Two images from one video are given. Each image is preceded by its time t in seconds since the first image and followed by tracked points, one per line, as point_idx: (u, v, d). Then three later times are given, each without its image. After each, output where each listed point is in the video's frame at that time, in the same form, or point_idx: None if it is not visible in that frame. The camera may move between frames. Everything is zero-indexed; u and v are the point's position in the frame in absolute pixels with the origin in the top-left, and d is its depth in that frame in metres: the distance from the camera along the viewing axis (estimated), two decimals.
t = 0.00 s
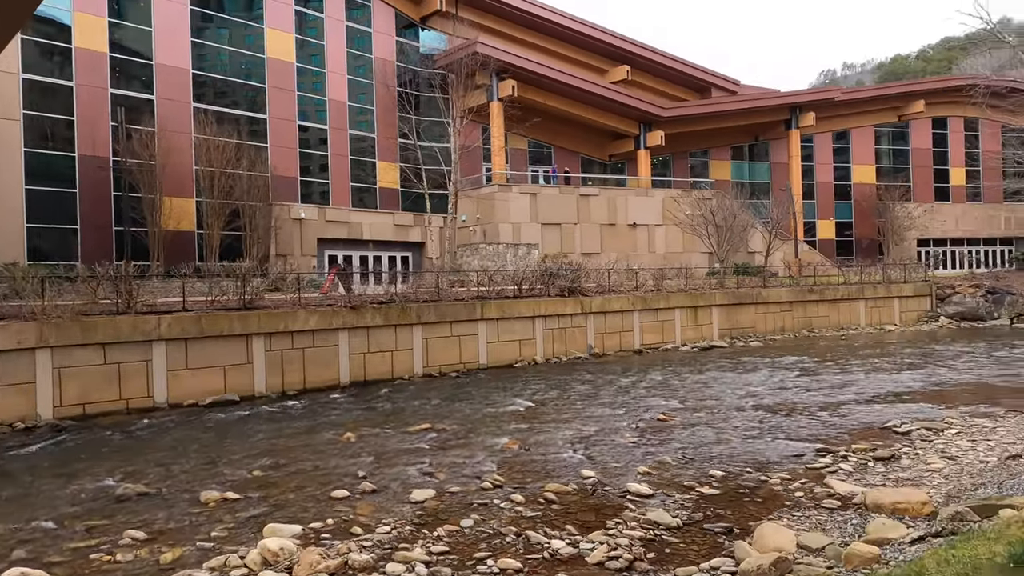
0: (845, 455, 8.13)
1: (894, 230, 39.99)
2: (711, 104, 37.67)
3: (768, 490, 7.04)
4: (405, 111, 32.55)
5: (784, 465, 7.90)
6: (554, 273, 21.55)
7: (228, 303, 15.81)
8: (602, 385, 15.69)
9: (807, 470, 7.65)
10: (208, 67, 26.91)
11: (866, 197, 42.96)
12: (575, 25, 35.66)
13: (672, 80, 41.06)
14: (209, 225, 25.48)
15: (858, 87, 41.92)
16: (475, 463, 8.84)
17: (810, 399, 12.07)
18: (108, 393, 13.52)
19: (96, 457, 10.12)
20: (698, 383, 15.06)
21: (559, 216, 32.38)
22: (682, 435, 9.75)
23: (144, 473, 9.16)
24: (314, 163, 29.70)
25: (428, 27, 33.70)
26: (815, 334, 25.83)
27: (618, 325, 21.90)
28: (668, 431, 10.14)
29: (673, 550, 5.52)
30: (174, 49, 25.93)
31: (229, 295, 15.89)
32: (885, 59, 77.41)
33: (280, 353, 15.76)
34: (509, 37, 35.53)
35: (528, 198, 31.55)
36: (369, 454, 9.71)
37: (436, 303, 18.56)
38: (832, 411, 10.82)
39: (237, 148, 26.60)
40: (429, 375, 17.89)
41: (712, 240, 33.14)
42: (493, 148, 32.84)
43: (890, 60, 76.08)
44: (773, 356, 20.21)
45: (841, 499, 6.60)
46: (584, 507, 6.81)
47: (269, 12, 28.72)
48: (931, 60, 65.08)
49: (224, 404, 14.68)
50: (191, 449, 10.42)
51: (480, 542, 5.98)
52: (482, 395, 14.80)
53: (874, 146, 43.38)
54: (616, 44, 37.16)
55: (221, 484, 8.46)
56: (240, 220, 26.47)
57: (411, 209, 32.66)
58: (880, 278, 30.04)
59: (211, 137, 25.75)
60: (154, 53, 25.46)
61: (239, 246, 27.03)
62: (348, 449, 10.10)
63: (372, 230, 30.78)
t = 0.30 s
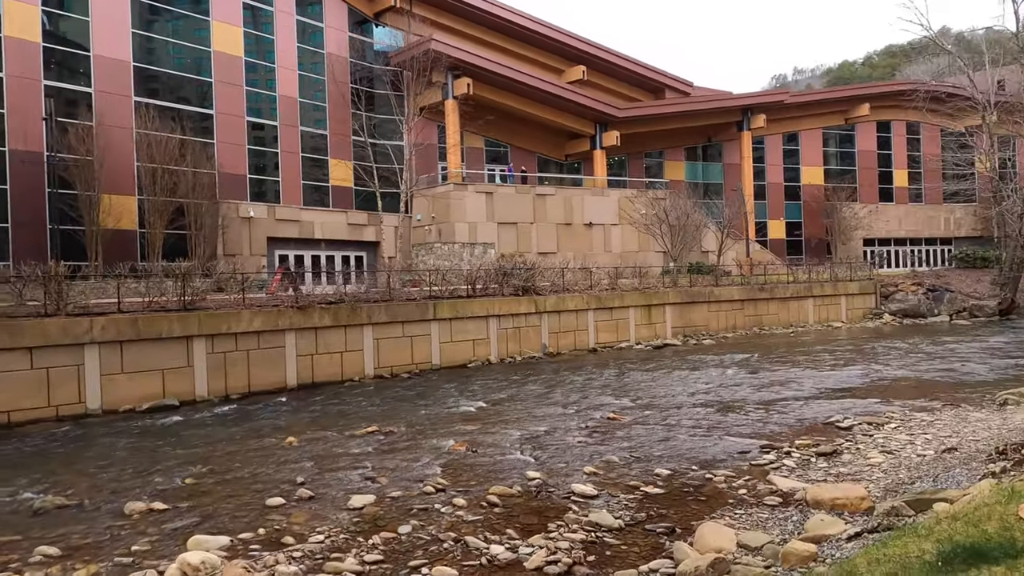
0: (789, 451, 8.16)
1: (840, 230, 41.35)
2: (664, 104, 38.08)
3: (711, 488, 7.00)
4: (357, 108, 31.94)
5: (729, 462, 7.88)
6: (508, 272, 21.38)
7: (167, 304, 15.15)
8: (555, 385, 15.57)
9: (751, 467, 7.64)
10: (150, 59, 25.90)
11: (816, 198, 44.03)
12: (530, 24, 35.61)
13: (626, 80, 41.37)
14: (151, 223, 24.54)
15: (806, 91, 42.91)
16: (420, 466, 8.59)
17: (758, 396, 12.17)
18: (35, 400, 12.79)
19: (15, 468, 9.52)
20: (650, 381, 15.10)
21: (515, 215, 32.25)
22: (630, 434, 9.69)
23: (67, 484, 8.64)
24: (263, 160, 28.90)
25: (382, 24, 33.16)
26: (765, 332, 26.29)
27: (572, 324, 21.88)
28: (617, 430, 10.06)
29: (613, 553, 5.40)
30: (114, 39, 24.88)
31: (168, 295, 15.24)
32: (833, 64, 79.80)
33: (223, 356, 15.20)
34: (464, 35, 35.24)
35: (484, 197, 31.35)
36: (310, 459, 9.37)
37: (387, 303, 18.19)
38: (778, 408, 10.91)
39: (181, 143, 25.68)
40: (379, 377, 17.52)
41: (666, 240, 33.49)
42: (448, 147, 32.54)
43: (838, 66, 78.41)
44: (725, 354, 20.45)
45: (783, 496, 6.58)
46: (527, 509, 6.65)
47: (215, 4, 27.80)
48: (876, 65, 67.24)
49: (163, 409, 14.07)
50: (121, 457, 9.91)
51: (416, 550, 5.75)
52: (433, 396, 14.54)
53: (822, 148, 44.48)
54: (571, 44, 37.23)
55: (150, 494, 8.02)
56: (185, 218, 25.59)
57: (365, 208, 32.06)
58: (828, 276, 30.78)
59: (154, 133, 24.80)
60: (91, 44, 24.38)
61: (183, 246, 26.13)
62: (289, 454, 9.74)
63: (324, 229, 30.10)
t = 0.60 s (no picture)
0: (767, 456, 8.00)
1: (825, 229, 41.54)
2: (649, 103, 37.97)
3: (686, 496, 6.81)
4: (339, 106, 31.54)
5: (705, 468, 7.71)
6: (490, 272, 21.14)
7: (137, 306, 14.77)
8: (535, 387, 15.36)
9: (727, 473, 7.47)
10: (125, 56, 25.34)
11: (800, 197, 44.27)
12: (514, 21, 35.37)
13: (611, 79, 41.22)
14: (126, 223, 24.06)
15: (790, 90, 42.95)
16: (389, 474, 8.34)
17: (738, 398, 12.02)
18: None
19: None
20: (630, 383, 14.95)
21: (499, 214, 32.00)
22: (607, 439, 9.49)
23: (21, 495, 8.30)
24: (243, 159, 28.45)
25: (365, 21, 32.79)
26: (749, 331, 26.23)
27: (555, 324, 21.69)
28: (594, 434, 9.86)
29: (580, 568, 5.18)
30: (87, 35, 24.31)
31: (139, 297, 14.86)
32: (819, 63, 80.29)
33: (196, 358, 14.85)
34: (447, 32, 34.91)
35: (468, 196, 31.08)
36: (278, 467, 9.09)
37: (366, 304, 17.89)
38: (757, 410, 10.76)
39: (157, 141, 25.19)
40: (358, 379, 17.23)
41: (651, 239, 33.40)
42: (432, 144, 32.27)
43: (823, 66, 78.75)
44: (708, 354, 20.32)
45: (757, 504, 6.40)
46: (495, 520, 6.42)
47: None
48: (861, 65, 67.63)
49: (132, 414, 13.70)
50: (82, 466, 9.57)
51: (375, 566, 5.50)
52: (411, 399, 14.30)
53: (806, 148, 44.58)
54: (556, 42, 37.02)
55: (107, 506, 7.71)
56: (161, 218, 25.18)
57: (348, 207, 31.61)
58: (812, 275, 30.79)
59: (129, 130, 24.26)
60: (64, 40, 23.82)
61: (160, 246, 25.66)
62: (256, 462, 9.45)
63: (305, 228, 29.71)
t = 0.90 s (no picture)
0: (741, 458, 7.86)
1: (807, 229, 41.74)
2: (632, 103, 37.90)
3: (656, 501, 6.63)
4: (319, 103, 31.14)
5: (677, 471, 7.55)
6: (470, 271, 20.89)
7: (104, 305, 14.39)
8: (513, 387, 15.16)
9: (700, 476, 7.31)
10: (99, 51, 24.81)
11: (783, 197, 44.44)
12: (497, 19, 35.14)
13: (595, 78, 41.12)
14: (99, 220, 23.59)
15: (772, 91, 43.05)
16: (355, 479, 8.10)
17: (716, 399, 11.89)
18: None
19: None
20: (609, 383, 14.79)
21: (482, 213, 31.76)
22: (581, 441, 9.31)
23: None
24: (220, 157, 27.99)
25: (347, 18, 32.40)
26: (731, 331, 26.21)
27: (536, 324, 21.50)
28: (568, 436, 9.67)
29: None
30: (59, 29, 23.76)
31: (106, 297, 14.47)
32: (803, 65, 80.80)
33: (165, 359, 14.49)
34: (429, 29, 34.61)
35: (450, 194, 30.81)
36: (242, 472, 8.81)
37: (343, 303, 17.59)
38: (734, 411, 10.63)
39: (132, 137, 24.71)
40: (334, 380, 16.94)
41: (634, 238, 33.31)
42: (414, 142, 31.98)
43: (807, 68, 79.23)
44: (689, 354, 20.22)
45: (729, 509, 6.23)
46: (460, 527, 6.21)
47: None
48: (844, 67, 68.11)
49: (98, 417, 13.32)
50: (38, 471, 9.23)
51: None
52: (387, 400, 14.04)
53: (789, 148, 44.75)
54: (539, 40, 36.82)
55: (58, 513, 7.41)
56: (135, 216, 24.75)
57: (329, 206, 31.20)
58: (794, 275, 30.84)
59: (102, 126, 23.68)
60: (35, 34, 23.28)
61: (134, 244, 25.21)
62: (220, 466, 9.17)
63: (285, 227, 29.34)
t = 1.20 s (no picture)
0: (723, 462, 7.69)
1: (793, 230, 41.84)
2: (619, 104, 37.80)
3: (635, 507, 6.44)
4: (303, 102, 30.80)
5: (658, 476, 7.37)
6: (454, 272, 20.64)
7: (77, 307, 14.05)
8: (496, 390, 14.95)
9: (680, 481, 7.15)
10: (77, 48, 24.33)
11: (770, 199, 44.57)
12: (483, 19, 34.97)
13: (582, 78, 41.00)
14: (76, 220, 23.14)
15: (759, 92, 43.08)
16: (328, 485, 7.85)
17: (700, 400, 11.74)
18: None
19: None
20: (593, 385, 14.63)
21: (468, 214, 31.54)
22: (562, 445, 9.12)
23: None
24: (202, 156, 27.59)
25: (332, 16, 32.07)
26: (718, 332, 26.14)
27: (521, 326, 21.30)
28: (549, 440, 9.48)
29: None
30: (35, 25, 23.29)
31: (79, 298, 14.12)
32: (790, 68, 81.43)
33: (140, 362, 14.14)
34: (414, 28, 34.33)
35: (436, 195, 30.57)
36: (211, 478, 8.54)
37: (323, 305, 17.30)
38: (718, 413, 10.47)
39: (110, 136, 24.27)
40: (314, 383, 16.66)
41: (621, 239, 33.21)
42: (400, 141, 31.70)
43: (794, 71, 79.79)
44: (675, 356, 20.10)
45: (709, 515, 6.05)
46: (431, 536, 5.99)
47: None
48: (830, 70, 68.52)
49: (68, 421, 12.94)
50: None
51: None
52: (367, 403, 13.78)
53: (776, 150, 44.86)
54: (525, 40, 36.66)
55: (15, 523, 7.10)
56: (113, 216, 24.33)
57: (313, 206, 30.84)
58: (780, 276, 30.85)
59: (79, 124, 23.21)
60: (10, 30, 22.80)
61: (113, 245, 24.77)
62: (189, 472, 8.88)
63: (268, 228, 28.98)
